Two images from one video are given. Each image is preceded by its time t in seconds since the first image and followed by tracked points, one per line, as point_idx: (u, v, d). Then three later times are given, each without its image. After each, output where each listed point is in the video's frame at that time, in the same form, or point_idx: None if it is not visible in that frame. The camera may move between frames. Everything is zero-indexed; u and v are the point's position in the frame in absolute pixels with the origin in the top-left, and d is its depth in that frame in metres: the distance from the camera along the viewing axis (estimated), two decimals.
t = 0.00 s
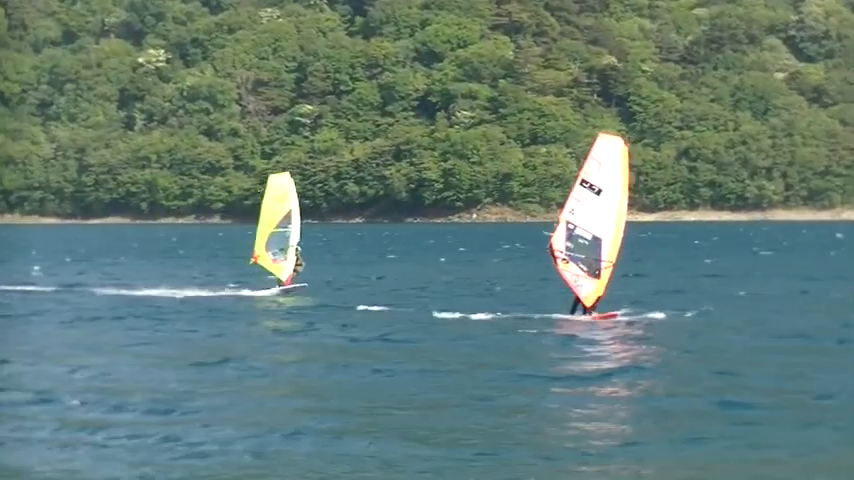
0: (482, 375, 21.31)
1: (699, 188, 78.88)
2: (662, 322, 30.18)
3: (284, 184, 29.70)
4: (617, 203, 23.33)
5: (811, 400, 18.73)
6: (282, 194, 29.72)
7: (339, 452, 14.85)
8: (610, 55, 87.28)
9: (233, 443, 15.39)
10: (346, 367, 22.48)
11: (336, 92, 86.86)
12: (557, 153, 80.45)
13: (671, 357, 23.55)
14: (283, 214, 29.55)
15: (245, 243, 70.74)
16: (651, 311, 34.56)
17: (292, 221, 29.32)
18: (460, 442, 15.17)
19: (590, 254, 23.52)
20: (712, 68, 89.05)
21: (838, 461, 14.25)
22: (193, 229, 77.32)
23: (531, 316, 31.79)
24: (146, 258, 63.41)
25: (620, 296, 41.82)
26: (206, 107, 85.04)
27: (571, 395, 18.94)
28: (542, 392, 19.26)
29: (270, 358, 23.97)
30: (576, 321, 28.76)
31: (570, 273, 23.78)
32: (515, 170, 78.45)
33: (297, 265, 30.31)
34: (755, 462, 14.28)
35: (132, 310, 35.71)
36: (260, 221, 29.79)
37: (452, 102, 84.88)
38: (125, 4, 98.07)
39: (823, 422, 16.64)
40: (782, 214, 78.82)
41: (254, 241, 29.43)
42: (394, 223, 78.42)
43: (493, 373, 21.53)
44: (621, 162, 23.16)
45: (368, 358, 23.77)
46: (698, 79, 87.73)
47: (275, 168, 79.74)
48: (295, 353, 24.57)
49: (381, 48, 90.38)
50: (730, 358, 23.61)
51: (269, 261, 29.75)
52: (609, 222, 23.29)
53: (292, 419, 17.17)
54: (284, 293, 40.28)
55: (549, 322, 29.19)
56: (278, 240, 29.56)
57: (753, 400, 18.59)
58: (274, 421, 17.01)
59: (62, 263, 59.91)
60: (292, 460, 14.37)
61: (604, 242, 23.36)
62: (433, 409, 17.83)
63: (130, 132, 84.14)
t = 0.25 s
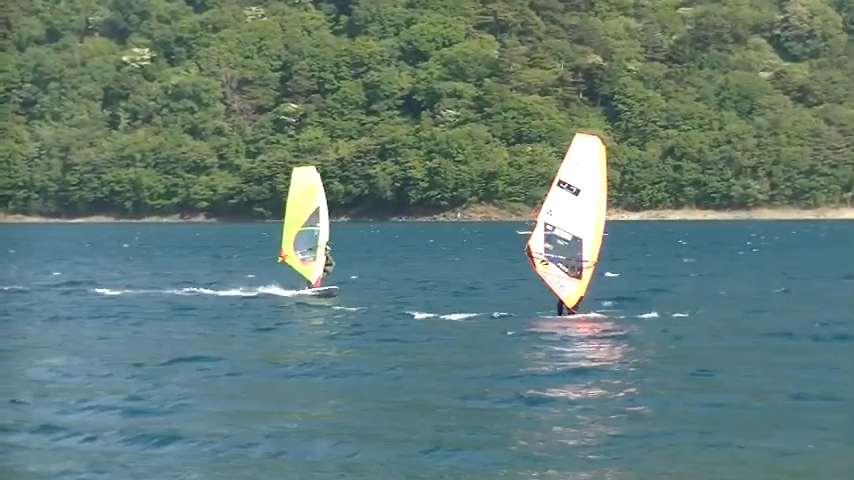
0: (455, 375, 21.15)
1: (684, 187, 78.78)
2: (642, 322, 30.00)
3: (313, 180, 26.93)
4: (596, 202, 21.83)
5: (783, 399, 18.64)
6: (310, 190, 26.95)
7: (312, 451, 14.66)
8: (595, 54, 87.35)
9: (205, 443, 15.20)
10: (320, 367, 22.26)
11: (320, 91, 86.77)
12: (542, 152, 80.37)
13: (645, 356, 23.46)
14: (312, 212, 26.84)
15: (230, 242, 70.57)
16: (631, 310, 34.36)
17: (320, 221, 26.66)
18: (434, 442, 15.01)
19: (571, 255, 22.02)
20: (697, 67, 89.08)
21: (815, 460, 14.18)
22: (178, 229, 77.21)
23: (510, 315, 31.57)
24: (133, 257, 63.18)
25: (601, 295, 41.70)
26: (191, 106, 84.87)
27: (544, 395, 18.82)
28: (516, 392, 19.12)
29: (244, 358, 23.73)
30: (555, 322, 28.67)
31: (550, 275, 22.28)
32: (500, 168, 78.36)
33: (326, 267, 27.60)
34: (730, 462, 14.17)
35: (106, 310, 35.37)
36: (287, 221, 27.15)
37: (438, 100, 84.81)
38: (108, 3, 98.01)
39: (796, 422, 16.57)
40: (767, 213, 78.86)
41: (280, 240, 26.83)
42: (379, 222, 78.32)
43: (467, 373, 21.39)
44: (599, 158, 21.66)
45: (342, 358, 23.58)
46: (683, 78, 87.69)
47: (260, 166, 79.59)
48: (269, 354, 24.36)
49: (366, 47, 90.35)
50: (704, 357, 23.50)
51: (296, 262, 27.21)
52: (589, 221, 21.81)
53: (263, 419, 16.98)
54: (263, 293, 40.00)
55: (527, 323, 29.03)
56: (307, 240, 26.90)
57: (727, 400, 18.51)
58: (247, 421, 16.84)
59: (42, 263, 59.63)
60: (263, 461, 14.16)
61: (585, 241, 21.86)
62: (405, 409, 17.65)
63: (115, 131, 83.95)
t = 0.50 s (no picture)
0: (425, 376, 20.98)
1: (666, 186, 78.78)
2: (619, 322, 29.84)
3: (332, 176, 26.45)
4: (572, 201, 21.35)
5: (752, 401, 18.51)
6: (329, 187, 26.49)
7: (275, 453, 14.47)
8: (576, 53, 87.46)
9: (171, 445, 15.00)
10: (292, 368, 22.05)
11: (302, 91, 86.76)
12: (523, 152, 80.40)
13: (618, 356, 23.32)
14: (332, 210, 26.31)
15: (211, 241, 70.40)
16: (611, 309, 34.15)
17: (341, 217, 26.11)
18: (401, 444, 14.81)
19: (549, 255, 21.57)
20: (678, 66, 89.22)
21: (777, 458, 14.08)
22: (159, 227, 77.11)
23: (486, 314, 31.36)
24: (114, 256, 62.90)
25: (579, 294, 41.53)
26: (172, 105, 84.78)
27: (514, 395, 18.68)
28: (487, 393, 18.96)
29: (213, 359, 23.50)
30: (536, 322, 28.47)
31: (531, 277, 21.76)
32: (482, 168, 78.34)
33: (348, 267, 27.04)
34: (693, 459, 14.14)
35: (79, 310, 35.08)
36: (308, 220, 26.57)
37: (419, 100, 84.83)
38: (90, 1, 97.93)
39: (758, 423, 16.51)
40: (748, 213, 78.97)
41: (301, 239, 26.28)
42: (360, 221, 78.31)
43: (438, 375, 21.25)
44: (570, 157, 21.26)
45: (313, 359, 23.38)
46: (665, 77, 87.72)
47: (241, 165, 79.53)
48: (241, 354, 24.15)
49: (348, 46, 90.38)
50: (676, 357, 23.40)
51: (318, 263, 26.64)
52: (565, 221, 21.33)
53: (226, 419, 16.84)
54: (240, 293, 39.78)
55: (505, 325, 28.85)
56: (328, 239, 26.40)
57: (693, 400, 18.50)
58: (208, 422, 16.64)
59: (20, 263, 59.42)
60: (220, 462, 13.92)
61: (562, 242, 21.43)
62: (373, 410, 17.46)
63: (96, 130, 83.81)
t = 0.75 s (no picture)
0: (383, 375, 20.94)
1: (632, 186, 79.22)
2: (581, 322, 29.84)
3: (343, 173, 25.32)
4: (539, 200, 21.39)
5: (711, 400, 18.53)
6: (341, 185, 25.35)
7: (229, 451, 14.40)
8: (543, 53, 87.59)
9: (124, 443, 14.92)
10: (251, 366, 21.98)
11: (269, 91, 86.74)
12: (490, 152, 80.48)
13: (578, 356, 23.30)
14: (344, 209, 25.18)
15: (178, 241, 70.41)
16: (574, 308, 34.15)
17: (354, 217, 25.00)
18: (355, 443, 14.78)
19: (517, 255, 21.60)
20: (645, 66, 89.37)
21: (732, 457, 14.08)
22: (126, 228, 77.04)
23: (449, 313, 31.32)
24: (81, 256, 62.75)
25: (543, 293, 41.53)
26: (139, 105, 84.65)
27: (473, 394, 18.65)
28: (446, 392, 18.93)
29: (172, 358, 23.41)
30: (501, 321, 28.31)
31: (500, 275, 21.81)
32: (449, 168, 78.37)
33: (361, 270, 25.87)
34: (648, 457, 14.13)
35: (38, 309, 34.91)
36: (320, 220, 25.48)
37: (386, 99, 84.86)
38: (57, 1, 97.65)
39: (716, 423, 16.51)
40: (715, 213, 79.21)
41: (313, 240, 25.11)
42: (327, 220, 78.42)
43: (397, 374, 21.22)
44: (536, 156, 21.30)
45: (272, 357, 23.39)
46: (632, 77, 87.88)
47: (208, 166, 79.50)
48: (200, 353, 24.07)
49: (316, 45, 90.35)
50: (637, 357, 23.39)
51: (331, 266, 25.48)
52: (533, 219, 21.38)
53: (183, 418, 16.79)
54: (203, 293, 39.68)
55: (466, 323, 28.89)
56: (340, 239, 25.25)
57: (652, 400, 18.49)
58: (163, 421, 16.55)
59: None
60: (172, 459, 13.85)
61: (529, 241, 21.46)
62: (329, 409, 17.42)
63: (63, 129, 83.64)
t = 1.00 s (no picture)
0: (357, 376, 20.86)
1: (604, 186, 78.95)
2: (557, 323, 29.78)
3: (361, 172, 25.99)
4: (518, 200, 21.38)
5: (686, 401, 18.49)
6: (358, 183, 26.00)
7: (198, 451, 14.32)
8: (515, 53, 87.58)
9: (90, 444, 14.83)
10: (224, 368, 21.81)
11: (240, 90, 86.52)
12: (462, 151, 80.37)
13: (556, 357, 23.24)
14: (360, 208, 25.81)
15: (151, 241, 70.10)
16: (549, 309, 34.10)
17: (369, 216, 25.59)
18: (327, 443, 14.72)
19: (493, 255, 21.52)
20: (616, 66, 89.46)
21: (702, 457, 14.05)
22: (97, 227, 76.63)
23: (424, 313, 31.23)
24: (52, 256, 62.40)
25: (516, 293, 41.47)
26: (109, 104, 84.33)
27: (446, 395, 18.59)
28: (419, 392, 18.88)
29: (144, 359, 23.29)
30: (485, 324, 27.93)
31: (474, 276, 21.69)
32: (421, 167, 78.24)
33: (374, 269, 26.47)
34: (619, 457, 14.07)
35: (10, 309, 34.74)
36: (336, 219, 26.07)
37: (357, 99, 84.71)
38: None
39: (687, 424, 16.48)
40: (686, 212, 79.24)
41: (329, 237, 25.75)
42: (298, 220, 78.20)
43: (370, 374, 21.15)
44: (515, 156, 21.29)
45: (253, 359, 23.22)
46: (604, 76, 87.96)
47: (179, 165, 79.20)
48: (173, 354, 23.95)
49: (287, 45, 90.19)
50: (613, 358, 23.34)
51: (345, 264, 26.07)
52: (511, 220, 21.36)
53: (165, 419, 16.60)
54: (176, 293, 39.55)
55: (446, 324, 28.75)
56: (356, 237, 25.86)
57: (626, 400, 18.46)
58: (131, 421, 16.45)
59: None
60: (139, 460, 13.76)
61: (506, 241, 21.42)
62: (301, 408, 17.35)
63: (33, 128, 83.20)
